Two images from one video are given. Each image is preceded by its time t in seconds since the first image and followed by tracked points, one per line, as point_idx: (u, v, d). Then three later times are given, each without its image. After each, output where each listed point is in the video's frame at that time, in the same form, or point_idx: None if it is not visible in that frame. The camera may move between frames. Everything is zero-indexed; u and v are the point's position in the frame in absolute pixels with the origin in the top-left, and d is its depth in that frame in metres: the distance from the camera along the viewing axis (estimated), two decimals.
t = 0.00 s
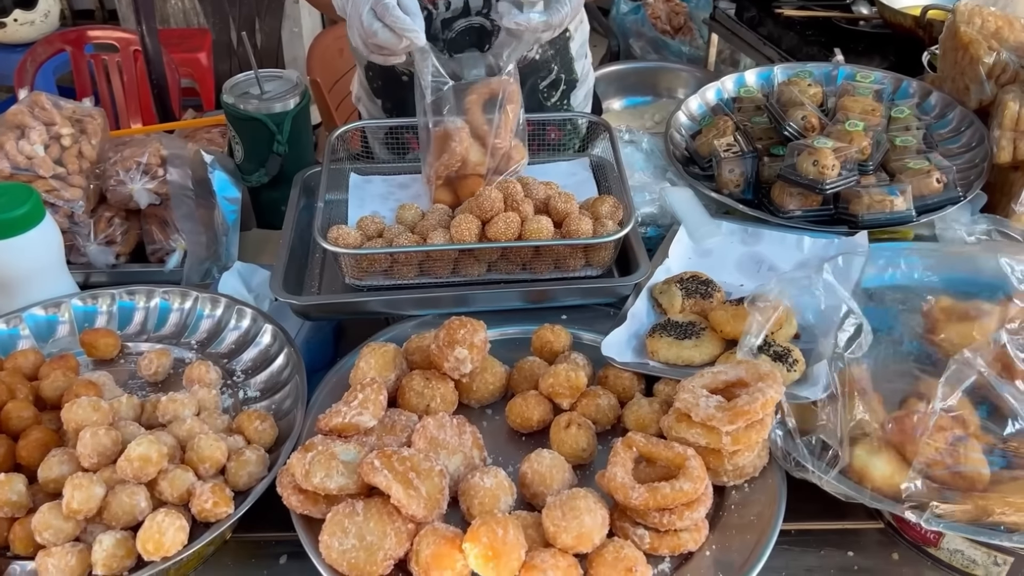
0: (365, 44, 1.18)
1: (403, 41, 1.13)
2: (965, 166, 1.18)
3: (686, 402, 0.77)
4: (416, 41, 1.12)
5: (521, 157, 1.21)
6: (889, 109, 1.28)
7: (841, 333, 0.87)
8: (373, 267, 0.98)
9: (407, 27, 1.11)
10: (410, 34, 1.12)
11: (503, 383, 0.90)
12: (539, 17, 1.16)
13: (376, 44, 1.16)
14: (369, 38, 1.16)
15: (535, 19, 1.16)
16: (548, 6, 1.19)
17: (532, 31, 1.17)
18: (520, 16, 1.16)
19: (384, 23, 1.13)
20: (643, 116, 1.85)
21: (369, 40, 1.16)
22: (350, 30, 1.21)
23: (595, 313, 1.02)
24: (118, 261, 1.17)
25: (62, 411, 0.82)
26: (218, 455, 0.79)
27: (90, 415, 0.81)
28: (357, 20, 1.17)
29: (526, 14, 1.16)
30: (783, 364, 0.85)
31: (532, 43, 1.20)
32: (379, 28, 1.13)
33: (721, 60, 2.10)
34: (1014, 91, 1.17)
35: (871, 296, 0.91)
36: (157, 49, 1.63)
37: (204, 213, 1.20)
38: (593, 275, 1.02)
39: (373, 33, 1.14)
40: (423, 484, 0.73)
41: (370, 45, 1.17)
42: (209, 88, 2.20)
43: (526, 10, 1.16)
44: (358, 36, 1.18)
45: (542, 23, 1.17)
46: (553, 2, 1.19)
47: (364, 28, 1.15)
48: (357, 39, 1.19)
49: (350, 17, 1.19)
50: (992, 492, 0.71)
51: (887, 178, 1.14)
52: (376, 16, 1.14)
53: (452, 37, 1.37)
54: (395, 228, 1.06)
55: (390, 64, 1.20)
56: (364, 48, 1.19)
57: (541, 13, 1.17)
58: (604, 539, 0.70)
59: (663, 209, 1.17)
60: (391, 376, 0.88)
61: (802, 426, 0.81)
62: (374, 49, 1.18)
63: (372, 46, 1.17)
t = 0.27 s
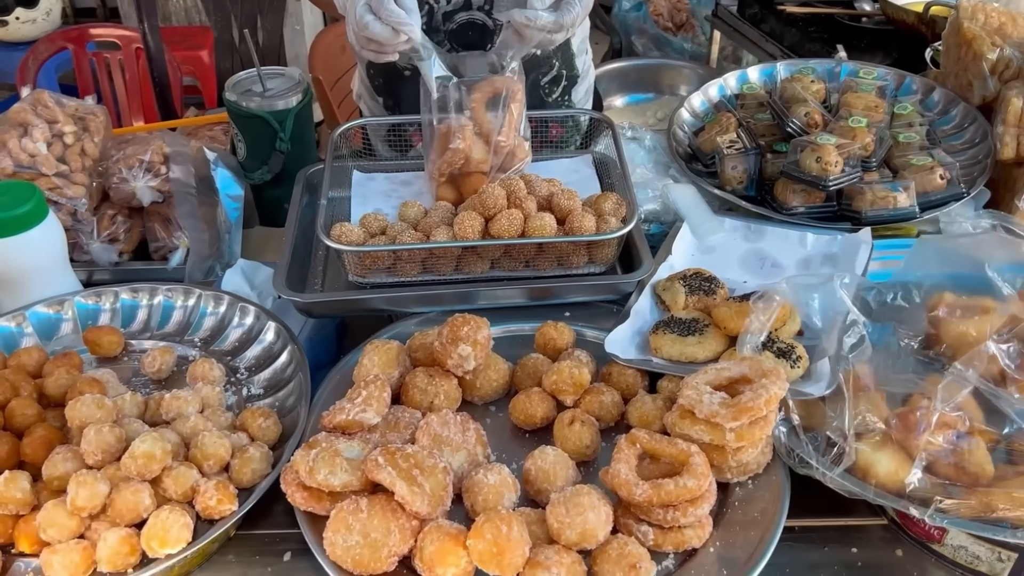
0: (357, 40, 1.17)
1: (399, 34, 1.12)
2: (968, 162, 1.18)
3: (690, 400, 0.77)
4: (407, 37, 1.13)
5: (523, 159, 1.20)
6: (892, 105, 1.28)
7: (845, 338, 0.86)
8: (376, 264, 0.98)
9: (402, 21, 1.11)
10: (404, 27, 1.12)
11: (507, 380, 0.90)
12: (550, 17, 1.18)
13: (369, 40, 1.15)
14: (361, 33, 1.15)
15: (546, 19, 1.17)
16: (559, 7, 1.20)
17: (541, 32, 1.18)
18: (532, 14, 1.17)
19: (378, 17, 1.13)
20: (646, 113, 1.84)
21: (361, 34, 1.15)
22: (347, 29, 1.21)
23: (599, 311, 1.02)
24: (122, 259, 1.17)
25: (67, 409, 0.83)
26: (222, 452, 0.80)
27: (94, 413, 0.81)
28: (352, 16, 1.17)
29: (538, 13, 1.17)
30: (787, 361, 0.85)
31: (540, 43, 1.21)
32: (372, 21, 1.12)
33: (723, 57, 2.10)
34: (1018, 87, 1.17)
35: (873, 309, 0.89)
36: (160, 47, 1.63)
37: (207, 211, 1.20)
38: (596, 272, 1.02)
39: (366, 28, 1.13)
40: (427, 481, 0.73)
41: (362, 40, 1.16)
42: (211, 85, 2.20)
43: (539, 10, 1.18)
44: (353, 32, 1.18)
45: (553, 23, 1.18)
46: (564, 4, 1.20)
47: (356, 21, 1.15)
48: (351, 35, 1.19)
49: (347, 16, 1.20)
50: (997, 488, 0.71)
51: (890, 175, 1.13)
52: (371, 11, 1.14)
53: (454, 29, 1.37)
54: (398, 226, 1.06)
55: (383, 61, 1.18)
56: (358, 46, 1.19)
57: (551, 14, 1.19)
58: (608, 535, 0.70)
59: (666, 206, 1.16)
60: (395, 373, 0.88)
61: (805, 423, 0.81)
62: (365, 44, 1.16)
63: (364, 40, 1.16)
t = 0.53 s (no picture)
0: (359, 35, 1.17)
1: (403, 26, 1.13)
2: (969, 159, 1.18)
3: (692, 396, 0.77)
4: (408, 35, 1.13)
5: (523, 160, 1.20)
6: (893, 102, 1.28)
7: (849, 333, 0.87)
8: (376, 261, 0.98)
9: (403, 11, 1.12)
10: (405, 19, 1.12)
11: (508, 376, 0.90)
12: (557, 18, 1.16)
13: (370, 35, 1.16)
14: (361, 27, 1.15)
15: (553, 20, 1.16)
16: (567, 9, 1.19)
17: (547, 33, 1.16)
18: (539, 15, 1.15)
19: (378, 10, 1.14)
20: (647, 111, 1.84)
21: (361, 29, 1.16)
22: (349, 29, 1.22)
23: (599, 307, 1.02)
24: (123, 256, 1.17)
25: (68, 405, 0.83)
26: (224, 448, 0.80)
27: (96, 409, 0.82)
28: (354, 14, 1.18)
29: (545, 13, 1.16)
30: (788, 357, 0.85)
31: (545, 44, 1.19)
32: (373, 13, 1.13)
33: (724, 55, 2.10)
34: (1018, 84, 1.17)
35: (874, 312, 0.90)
36: (161, 45, 1.63)
37: (209, 208, 1.20)
38: (597, 268, 1.02)
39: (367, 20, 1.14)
40: (428, 477, 0.73)
41: (363, 34, 1.16)
42: (212, 83, 2.20)
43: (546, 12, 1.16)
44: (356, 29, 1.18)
45: (559, 23, 1.16)
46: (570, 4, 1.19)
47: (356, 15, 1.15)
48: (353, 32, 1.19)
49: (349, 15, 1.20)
50: (997, 484, 0.72)
51: (891, 172, 1.13)
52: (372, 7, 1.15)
53: (458, 28, 1.36)
54: (399, 222, 1.06)
55: (385, 56, 1.18)
56: (360, 42, 1.19)
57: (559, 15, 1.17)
58: (609, 531, 0.70)
59: (667, 203, 1.17)
60: (396, 369, 0.88)
61: (807, 419, 0.81)
62: (366, 38, 1.16)
63: (364, 35, 1.16)
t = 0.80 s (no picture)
0: (379, 24, 1.15)
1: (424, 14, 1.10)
2: (970, 157, 1.18)
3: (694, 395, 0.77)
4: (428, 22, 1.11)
5: (526, 158, 1.20)
6: (894, 100, 1.28)
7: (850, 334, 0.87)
8: (379, 259, 0.98)
9: None
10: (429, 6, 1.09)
11: (510, 375, 0.90)
12: (567, 18, 1.16)
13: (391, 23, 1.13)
14: (382, 15, 1.12)
15: (564, 19, 1.15)
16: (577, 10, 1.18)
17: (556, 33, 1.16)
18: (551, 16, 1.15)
19: None
20: (647, 110, 1.84)
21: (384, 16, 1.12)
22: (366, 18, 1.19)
23: (601, 306, 1.02)
24: (125, 254, 1.17)
25: (72, 403, 0.83)
26: (227, 447, 0.80)
27: (99, 407, 0.82)
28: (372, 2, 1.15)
29: (556, 13, 1.16)
30: (790, 355, 0.85)
31: (555, 44, 1.18)
32: None
33: (724, 53, 2.10)
34: (1020, 82, 1.17)
35: (872, 310, 0.91)
36: (161, 44, 1.62)
37: (210, 207, 1.19)
38: (599, 266, 1.02)
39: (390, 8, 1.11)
40: (431, 475, 0.73)
41: (384, 23, 1.14)
42: (212, 82, 2.20)
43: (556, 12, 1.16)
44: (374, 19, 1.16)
45: (570, 23, 1.15)
46: (582, 5, 1.19)
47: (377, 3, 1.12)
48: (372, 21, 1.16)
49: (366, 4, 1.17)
50: (999, 482, 0.72)
51: (892, 170, 1.14)
52: None
53: (469, 27, 1.34)
54: (401, 221, 1.06)
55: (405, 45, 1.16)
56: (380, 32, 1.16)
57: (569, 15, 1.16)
58: (612, 529, 0.70)
59: (668, 201, 1.17)
60: (399, 367, 0.88)
61: (809, 416, 0.81)
62: (387, 28, 1.14)
63: (385, 24, 1.14)
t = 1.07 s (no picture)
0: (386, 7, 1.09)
1: None
2: (975, 150, 1.17)
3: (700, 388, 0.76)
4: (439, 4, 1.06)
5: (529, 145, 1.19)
6: (898, 93, 1.27)
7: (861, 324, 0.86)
8: (381, 253, 0.97)
9: None
10: None
11: (514, 369, 0.89)
12: None
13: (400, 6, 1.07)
14: None
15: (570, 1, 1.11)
16: None
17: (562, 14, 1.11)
18: None
19: None
20: (647, 105, 1.83)
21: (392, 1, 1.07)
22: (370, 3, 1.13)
23: (605, 299, 1.02)
24: (124, 248, 1.16)
25: (71, 397, 0.82)
26: (228, 441, 0.79)
27: (99, 401, 0.81)
28: None
29: None
30: (797, 348, 0.84)
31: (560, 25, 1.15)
32: None
33: (725, 49, 2.09)
34: None
35: (879, 308, 0.90)
36: (159, 40, 1.61)
37: (210, 200, 1.19)
38: (603, 260, 1.02)
39: None
40: (435, 469, 0.72)
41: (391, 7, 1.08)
42: (210, 79, 2.19)
43: None
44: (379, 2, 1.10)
45: (575, 2, 1.11)
46: None
47: None
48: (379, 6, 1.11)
49: None
50: (1008, 475, 0.71)
51: (897, 163, 1.13)
52: None
53: (480, 18, 1.33)
54: (403, 214, 1.05)
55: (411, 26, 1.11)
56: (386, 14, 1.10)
57: None
58: (617, 523, 0.70)
59: (672, 195, 1.16)
60: (401, 361, 0.87)
61: (816, 410, 0.80)
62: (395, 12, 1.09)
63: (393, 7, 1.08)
